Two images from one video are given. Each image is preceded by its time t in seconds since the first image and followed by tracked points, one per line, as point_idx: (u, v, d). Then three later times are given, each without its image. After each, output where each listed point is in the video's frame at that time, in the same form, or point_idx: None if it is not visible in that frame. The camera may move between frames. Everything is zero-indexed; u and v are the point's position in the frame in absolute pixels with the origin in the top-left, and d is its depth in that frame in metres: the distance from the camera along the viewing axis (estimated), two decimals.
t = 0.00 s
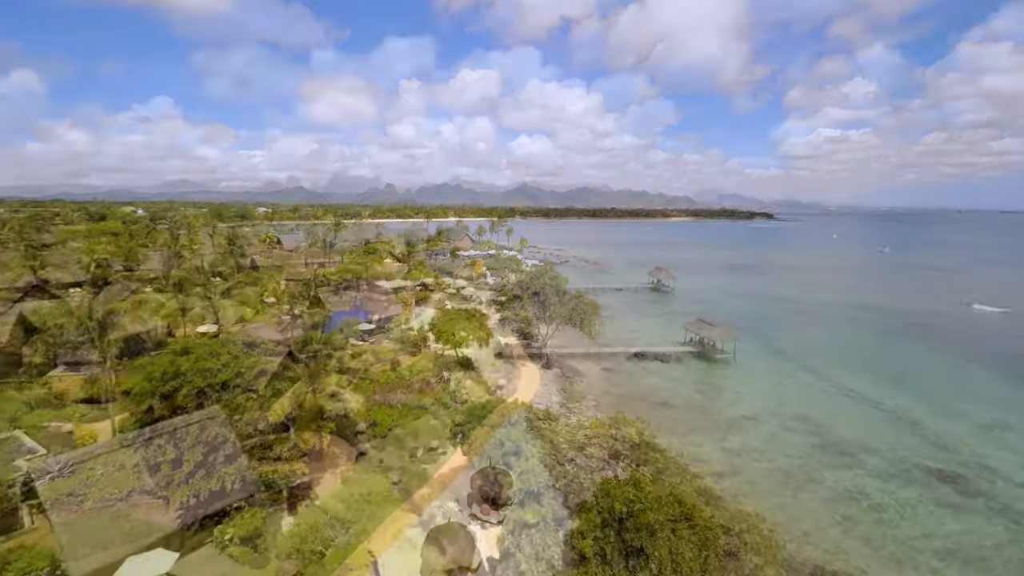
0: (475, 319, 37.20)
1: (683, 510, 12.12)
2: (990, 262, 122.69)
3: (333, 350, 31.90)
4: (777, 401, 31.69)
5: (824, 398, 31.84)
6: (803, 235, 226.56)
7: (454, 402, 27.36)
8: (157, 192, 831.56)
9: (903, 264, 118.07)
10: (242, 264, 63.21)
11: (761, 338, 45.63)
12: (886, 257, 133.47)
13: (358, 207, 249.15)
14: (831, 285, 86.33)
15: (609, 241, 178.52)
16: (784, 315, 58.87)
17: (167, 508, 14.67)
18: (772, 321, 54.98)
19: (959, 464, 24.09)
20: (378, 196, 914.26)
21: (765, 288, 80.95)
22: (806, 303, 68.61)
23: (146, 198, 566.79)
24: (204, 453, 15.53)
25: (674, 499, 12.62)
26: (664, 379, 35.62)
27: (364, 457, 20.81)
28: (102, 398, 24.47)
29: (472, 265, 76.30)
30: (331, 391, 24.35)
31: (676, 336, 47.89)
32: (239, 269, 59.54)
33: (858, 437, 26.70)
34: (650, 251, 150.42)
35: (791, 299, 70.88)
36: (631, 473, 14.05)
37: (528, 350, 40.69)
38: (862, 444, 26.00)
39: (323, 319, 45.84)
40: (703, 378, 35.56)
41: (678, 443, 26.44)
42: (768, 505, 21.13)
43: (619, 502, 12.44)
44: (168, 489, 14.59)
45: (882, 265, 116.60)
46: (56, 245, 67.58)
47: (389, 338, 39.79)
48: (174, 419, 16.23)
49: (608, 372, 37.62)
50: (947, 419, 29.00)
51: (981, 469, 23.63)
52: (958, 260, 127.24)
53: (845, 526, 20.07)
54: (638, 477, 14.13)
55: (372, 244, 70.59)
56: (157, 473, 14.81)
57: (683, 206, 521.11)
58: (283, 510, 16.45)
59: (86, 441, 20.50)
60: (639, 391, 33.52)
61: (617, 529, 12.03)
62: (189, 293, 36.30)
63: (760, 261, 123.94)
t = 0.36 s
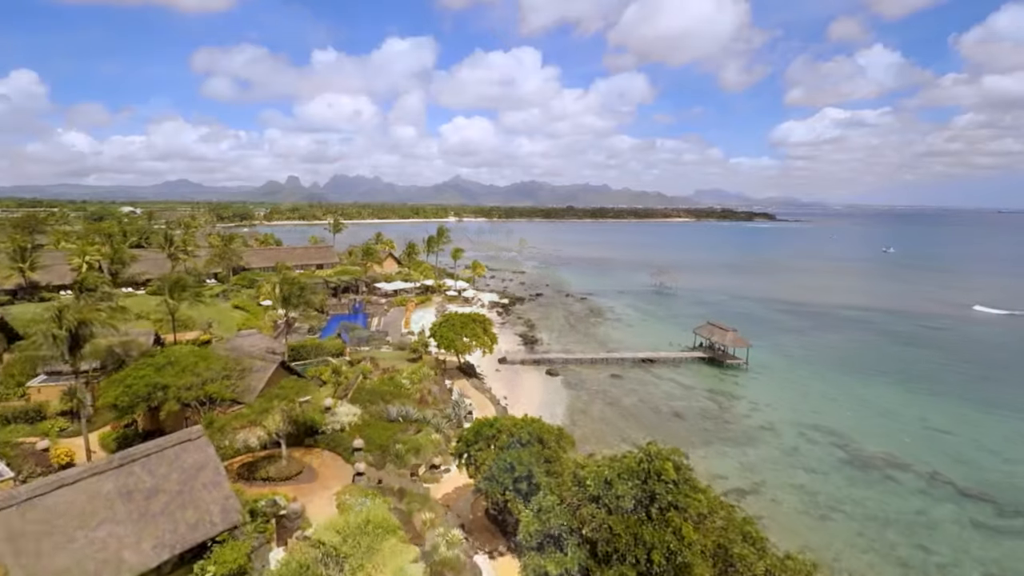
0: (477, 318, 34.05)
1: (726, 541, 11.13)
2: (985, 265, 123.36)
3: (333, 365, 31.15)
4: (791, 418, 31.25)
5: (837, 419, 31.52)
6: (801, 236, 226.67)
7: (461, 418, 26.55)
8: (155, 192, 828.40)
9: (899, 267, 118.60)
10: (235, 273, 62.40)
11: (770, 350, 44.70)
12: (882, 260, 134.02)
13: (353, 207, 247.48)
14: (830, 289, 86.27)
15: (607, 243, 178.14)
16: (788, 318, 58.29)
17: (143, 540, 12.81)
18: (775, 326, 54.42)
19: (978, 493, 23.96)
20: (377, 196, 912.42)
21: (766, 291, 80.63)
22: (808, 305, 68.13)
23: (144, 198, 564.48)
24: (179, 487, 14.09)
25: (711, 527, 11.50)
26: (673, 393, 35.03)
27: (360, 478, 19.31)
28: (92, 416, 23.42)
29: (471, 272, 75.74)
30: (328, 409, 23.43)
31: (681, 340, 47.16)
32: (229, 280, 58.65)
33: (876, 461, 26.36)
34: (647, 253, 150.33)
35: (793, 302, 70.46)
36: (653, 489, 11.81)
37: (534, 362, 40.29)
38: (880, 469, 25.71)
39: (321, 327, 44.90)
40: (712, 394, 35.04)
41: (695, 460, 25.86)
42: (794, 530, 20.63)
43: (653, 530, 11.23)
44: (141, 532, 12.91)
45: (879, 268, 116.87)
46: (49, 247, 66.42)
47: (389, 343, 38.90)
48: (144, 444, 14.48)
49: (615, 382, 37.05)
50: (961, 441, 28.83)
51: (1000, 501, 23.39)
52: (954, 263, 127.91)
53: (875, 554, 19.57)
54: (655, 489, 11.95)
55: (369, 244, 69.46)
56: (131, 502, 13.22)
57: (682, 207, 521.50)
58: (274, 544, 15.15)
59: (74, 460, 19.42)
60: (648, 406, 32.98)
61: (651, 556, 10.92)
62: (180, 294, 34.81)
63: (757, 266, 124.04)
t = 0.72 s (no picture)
0: (481, 324, 32.46)
1: None
2: (990, 268, 122.48)
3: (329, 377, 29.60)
4: (811, 431, 29.72)
5: (860, 431, 30.01)
6: (803, 238, 226.06)
7: (465, 432, 25.04)
8: (155, 193, 827.67)
9: (904, 272, 117.66)
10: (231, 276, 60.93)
11: (783, 355, 43.18)
12: (886, 264, 133.12)
13: (352, 208, 245.83)
14: (836, 294, 85.04)
15: (609, 245, 176.95)
16: (799, 322, 56.80)
17: None
18: (787, 331, 52.92)
19: (1020, 514, 22.43)
20: (377, 198, 911.64)
21: (772, 295, 79.33)
22: (816, 309, 66.72)
23: (144, 199, 563.59)
24: (153, 525, 12.42)
25: None
26: (686, 402, 33.51)
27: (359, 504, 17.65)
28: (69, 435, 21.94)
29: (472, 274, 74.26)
30: (323, 425, 21.89)
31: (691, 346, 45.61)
32: (224, 283, 57.10)
33: (905, 479, 24.89)
34: (649, 256, 149.08)
35: (801, 305, 69.01)
36: (706, 549, 10.60)
37: (540, 369, 38.77)
38: (912, 488, 24.22)
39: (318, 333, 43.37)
40: (727, 404, 33.48)
41: (715, 480, 24.33)
42: (829, 558, 19.09)
43: None
44: None
45: (884, 273, 115.75)
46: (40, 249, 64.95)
47: (388, 351, 37.29)
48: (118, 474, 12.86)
49: (625, 391, 35.40)
50: (992, 456, 27.34)
51: None
52: (958, 268, 126.83)
53: None
54: (706, 544, 10.79)
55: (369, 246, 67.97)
56: (95, 546, 11.64)
57: (681, 208, 523.89)
58: None
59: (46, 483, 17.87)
60: (661, 416, 31.41)
61: None
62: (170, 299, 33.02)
63: (761, 269, 122.80)
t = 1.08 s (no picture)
0: (486, 331, 30.86)
1: None
2: (998, 269, 121.27)
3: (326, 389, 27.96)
4: (836, 445, 28.17)
5: (887, 445, 28.46)
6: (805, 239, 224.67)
7: (470, 448, 23.45)
8: (155, 194, 827.90)
9: (910, 273, 116.46)
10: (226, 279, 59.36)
11: (798, 363, 41.64)
12: (891, 266, 131.88)
13: (353, 208, 245.00)
14: (845, 296, 83.55)
15: (611, 246, 175.63)
16: (810, 327, 55.27)
17: None
18: (799, 336, 51.38)
19: None
20: (377, 198, 910.44)
21: (780, 297, 77.81)
22: (827, 312, 65.17)
23: (143, 199, 562.42)
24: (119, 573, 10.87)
25: None
26: (701, 413, 31.87)
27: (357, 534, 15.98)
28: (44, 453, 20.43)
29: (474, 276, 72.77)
30: (318, 443, 20.23)
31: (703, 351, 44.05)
32: (220, 285, 55.61)
33: (941, 499, 23.36)
34: (651, 257, 147.80)
35: (811, 308, 67.46)
36: None
37: (546, 377, 37.20)
38: (948, 509, 22.68)
39: (316, 339, 41.82)
40: (745, 414, 31.93)
41: (738, 499, 22.76)
42: None
43: None
44: None
45: (891, 274, 114.37)
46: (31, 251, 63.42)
47: (389, 357, 35.68)
48: (78, 513, 11.20)
49: (636, 401, 33.81)
50: None
51: None
52: (963, 269, 125.60)
53: None
54: None
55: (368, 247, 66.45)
56: None
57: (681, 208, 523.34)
58: None
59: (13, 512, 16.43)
60: (676, 428, 29.80)
61: None
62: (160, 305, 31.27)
63: (766, 271, 121.38)
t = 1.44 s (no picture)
0: (494, 338, 29.19)
1: None
2: (1005, 270, 120.03)
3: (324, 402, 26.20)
4: (864, 460, 26.68)
5: (918, 461, 26.99)
6: (808, 239, 224.17)
7: (478, 467, 21.86)
8: (155, 194, 826.91)
9: (917, 274, 115.17)
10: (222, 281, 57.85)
11: (815, 370, 40.17)
12: (896, 266, 130.59)
13: (352, 208, 243.42)
14: (854, 297, 81.99)
15: (613, 246, 174.25)
16: (824, 331, 53.68)
17: None
18: (813, 340, 49.79)
19: None
20: (377, 198, 909.10)
21: (788, 299, 76.31)
22: (839, 315, 63.62)
23: (143, 199, 560.97)
24: None
25: None
26: (718, 424, 30.35)
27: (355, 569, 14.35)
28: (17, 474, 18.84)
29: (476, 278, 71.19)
30: (314, 465, 18.60)
31: (716, 358, 42.44)
32: (216, 288, 54.06)
33: (983, 522, 21.88)
34: (654, 257, 146.33)
35: (822, 310, 65.87)
36: None
37: (554, 385, 35.66)
38: (992, 533, 21.19)
39: (314, 346, 40.16)
40: (765, 427, 30.35)
41: (766, 523, 21.19)
42: None
43: None
44: None
45: (897, 275, 113.02)
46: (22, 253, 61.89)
47: (389, 365, 34.04)
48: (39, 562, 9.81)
49: (650, 411, 32.27)
50: None
51: None
52: (968, 269, 124.51)
53: None
54: None
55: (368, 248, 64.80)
56: None
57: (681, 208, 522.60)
58: None
59: None
60: (694, 441, 28.17)
61: None
62: (146, 312, 29.59)
63: (771, 271, 119.92)
